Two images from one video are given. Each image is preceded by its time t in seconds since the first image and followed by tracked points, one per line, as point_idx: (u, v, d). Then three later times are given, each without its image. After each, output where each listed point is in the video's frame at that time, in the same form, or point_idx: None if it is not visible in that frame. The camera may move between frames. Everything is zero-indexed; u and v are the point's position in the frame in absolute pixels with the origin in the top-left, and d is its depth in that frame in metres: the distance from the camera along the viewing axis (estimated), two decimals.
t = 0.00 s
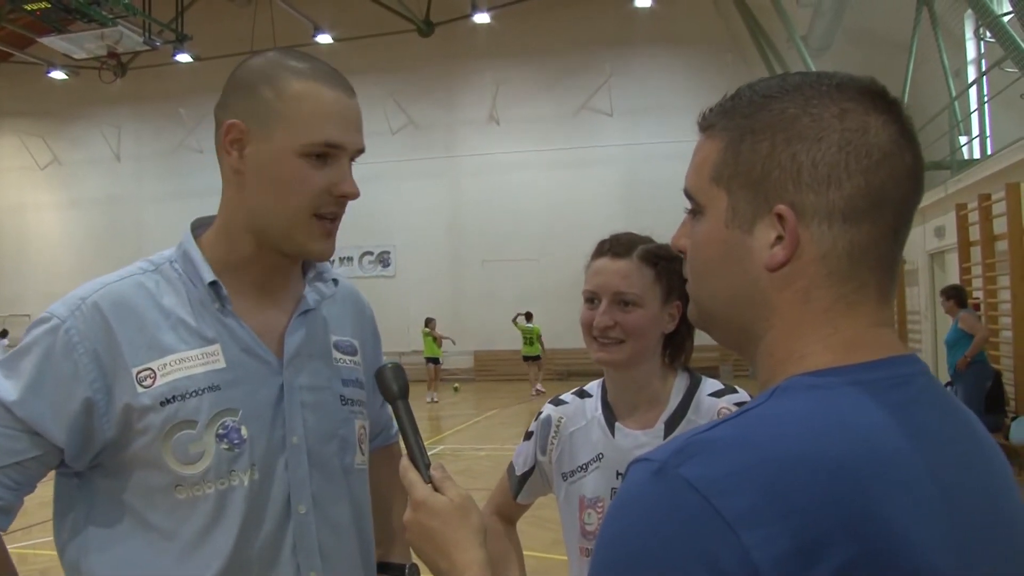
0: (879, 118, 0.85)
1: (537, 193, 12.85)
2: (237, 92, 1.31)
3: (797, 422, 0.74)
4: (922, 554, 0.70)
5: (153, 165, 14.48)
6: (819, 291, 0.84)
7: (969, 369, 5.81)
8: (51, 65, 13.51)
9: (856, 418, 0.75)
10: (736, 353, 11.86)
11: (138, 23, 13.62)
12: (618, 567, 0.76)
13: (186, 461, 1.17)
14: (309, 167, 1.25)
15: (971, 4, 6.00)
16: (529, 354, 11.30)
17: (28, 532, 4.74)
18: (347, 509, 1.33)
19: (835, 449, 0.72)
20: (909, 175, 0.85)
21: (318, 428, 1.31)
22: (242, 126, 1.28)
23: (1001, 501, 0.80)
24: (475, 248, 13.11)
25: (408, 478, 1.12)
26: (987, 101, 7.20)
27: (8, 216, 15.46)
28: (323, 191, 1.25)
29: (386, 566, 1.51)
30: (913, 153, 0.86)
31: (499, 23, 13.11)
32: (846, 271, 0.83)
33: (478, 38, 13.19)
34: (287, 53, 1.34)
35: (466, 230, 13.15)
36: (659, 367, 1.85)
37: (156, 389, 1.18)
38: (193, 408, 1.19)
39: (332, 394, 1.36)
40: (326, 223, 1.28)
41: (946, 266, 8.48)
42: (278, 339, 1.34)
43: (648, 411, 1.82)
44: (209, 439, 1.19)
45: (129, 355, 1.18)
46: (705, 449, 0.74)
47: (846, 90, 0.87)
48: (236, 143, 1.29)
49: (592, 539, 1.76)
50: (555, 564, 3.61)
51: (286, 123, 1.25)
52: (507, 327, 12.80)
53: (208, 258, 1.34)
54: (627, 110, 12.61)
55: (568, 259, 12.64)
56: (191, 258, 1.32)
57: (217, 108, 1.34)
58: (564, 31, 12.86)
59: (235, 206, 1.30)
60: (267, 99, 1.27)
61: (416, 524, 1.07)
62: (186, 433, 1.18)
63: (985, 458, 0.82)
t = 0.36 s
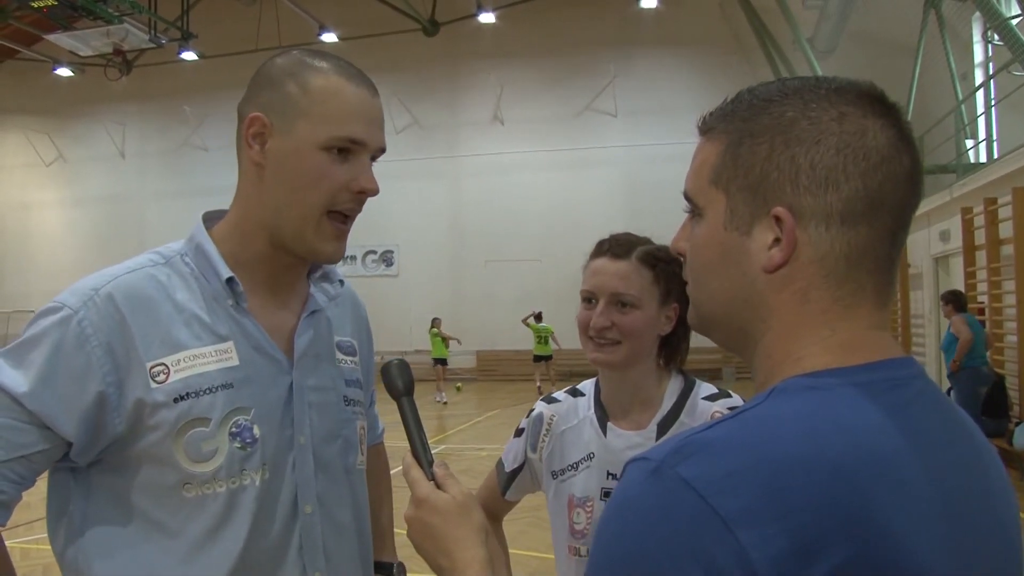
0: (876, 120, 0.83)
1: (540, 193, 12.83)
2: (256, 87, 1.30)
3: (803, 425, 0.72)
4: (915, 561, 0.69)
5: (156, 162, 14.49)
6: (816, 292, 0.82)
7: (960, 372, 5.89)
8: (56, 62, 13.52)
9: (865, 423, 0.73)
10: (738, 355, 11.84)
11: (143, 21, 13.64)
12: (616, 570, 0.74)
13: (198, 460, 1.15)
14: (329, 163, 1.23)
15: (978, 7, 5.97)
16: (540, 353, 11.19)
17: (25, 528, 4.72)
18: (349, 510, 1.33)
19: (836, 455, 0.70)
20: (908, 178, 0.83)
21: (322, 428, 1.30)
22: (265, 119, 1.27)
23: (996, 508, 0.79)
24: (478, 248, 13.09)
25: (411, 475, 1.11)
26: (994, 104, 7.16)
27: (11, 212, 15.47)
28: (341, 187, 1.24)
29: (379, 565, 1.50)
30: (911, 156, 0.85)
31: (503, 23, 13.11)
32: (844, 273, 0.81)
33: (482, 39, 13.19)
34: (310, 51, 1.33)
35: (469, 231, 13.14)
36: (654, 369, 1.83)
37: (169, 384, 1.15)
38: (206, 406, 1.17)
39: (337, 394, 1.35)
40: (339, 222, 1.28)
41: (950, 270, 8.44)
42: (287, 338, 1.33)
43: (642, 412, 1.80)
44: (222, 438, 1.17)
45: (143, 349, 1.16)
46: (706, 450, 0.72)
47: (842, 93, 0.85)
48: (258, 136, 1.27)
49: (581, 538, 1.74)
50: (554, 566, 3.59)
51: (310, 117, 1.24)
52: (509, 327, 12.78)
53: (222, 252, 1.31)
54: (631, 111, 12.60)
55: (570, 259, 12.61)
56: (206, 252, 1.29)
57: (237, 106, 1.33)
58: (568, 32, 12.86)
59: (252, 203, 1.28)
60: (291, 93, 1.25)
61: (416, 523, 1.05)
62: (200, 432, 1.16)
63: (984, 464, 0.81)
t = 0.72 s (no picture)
0: (885, 118, 0.84)
1: (543, 189, 12.82)
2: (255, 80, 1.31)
3: (809, 420, 0.72)
4: (917, 557, 0.69)
5: (159, 155, 14.50)
6: (823, 289, 0.82)
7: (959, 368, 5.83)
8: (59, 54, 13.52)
9: (870, 420, 0.74)
10: (740, 351, 11.86)
11: (146, 14, 13.63)
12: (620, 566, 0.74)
13: (201, 451, 1.15)
14: (310, 147, 1.24)
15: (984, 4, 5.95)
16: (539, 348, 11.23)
17: (29, 519, 4.74)
18: (351, 504, 1.33)
19: (841, 452, 0.70)
20: (916, 176, 0.83)
21: (326, 422, 1.31)
22: (255, 111, 1.28)
23: (997, 506, 0.79)
24: (480, 243, 13.08)
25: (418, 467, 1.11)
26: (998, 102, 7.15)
27: (14, 205, 15.49)
28: (324, 171, 1.23)
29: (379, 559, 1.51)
30: (918, 154, 0.85)
31: (507, 18, 13.08)
32: (851, 270, 0.82)
33: (486, 34, 13.17)
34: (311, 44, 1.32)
35: (471, 225, 13.13)
36: (644, 365, 1.84)
37: (175, 376, 1.16)
38: (212, 399, 1.18)
39: (342, 390, 1.36)
40: (333, 207, 1.26)
41: (953, 268, 8.44)
42: (293, 332, 1.33)
43: (631, 407, 1.80)
44: (226, 430, 1.17)
45: (150, 341, 1.16)
46: (715, 445, 0.72)
47: (851, 91, 0.85)
48: (249, 128, 1.29)
49: (565, 530, 1.73)
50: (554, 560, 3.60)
51: (291, 106, 1.24)
52: (511, 322, 12.78)
53: (230, 245, 1.31)
54: (634, 107, 12.58)
55: (572, 254, 12.60)
56: (214, 245, 1.29)
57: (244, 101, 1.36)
58: (572, 28, 12.84)
59: (253, 194, 1.28)
60: (276, 83, 1.26)
61: (424, 513, 1.06)
62: (205, 423, 1.16)
63: (987, 463, 0.81)
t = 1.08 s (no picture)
0: (884, 121, 0.85)
1: (533, 187, 12.82)
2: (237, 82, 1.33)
3: (808, 419, 0.73)
4: (912, 555, 0.70)
5: (148, 154, 14.44)
6: (821, 288, 0.83)
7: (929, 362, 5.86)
8: (47, 52, 13.46)
9: (867, 418, 0.74)
10: (730, 349, 11.91)
11: (133, 11, 13.58)
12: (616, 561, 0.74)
13: (182, 446, 1.15)
14: (205, 144, 1.25)
15: (971, 3, 5.98)
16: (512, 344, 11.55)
17: (20, 519, 4.72)
18: (341, 506, 1.32)
19: (838, 451, 0.71)
20: (915, 177, 0.84)
21: (317, 423, 1.30)
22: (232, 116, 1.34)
23: (990, 504, 0.80)
24: (471, 241, 13.07)
25: (415, 462, 1.10)
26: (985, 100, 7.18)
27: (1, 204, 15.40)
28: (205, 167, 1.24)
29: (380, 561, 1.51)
30: (917, 157, 0.86)
31: (497, 16, 13.08)
32: (848, 268, 0.82)
33: (476, 32, 13.17)
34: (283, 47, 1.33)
35: (462, 224, 13.13)
36: (622, 364, 1.85)
37: (160, 371, 1.15)
38: (194, 394, 1.17)
39: (334, 391, 1.34)
40: (226, 201, 1.24)
41: (941, 265, 8.49)
42: (284, 331, 1.32)
43: (606, 406, 1.81)
44: (208, 425, 1.17)
45: (138, 335, 1.15)
46: (715, 439, 0.73)
47: (852, 92, 0.86)
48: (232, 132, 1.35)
49: (540, 527, 1.73)
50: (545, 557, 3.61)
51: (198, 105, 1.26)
52: (502, 321, 12.79)
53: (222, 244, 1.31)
54: (625, 105, 12.59)
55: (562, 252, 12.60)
56: (207, 245, 1.29)
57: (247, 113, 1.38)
58: (562, 26, 12.85)
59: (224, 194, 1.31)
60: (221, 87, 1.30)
61: (421, 508, 1.07)
62: (186, 418, 1.16)
63: (979, 462, 0.82)
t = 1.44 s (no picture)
0: (900, 129, 0.83)
1: (542, 190, 12.81)
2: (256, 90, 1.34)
3: (829, 425, 0.72)
4: (934, 562, 0.69)
5: (159, 155, 14.49)
6: (839, 294, 0.82)
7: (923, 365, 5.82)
8: (60, 55, 13.54)
9: (887, 425, 0.73)
10: (740, 353, 11.88)
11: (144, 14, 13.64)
12: (639, 565, 0.73)
13: (187, 441, 1.15)
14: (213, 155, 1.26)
15: (984, 8, 5.95)
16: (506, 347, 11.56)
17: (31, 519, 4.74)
18: (347, 509, 1.29)
19: (855, 461, 0.70)
20: (932, 183, 0.83)
21: (324, 423, 1.27)
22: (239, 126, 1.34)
23: (1010, 514, 0.78)
24: (480, 245, 13.06)
25: (432, 464, 1.10)
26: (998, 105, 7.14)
27: (14, 205, 15.50)
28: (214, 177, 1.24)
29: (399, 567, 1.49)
30: (936, 164, 0.84)
31: (507, 20, 13.09)
32: (865, 276, 0.82)
33: (486, 35, 13.19)
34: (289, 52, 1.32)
35: (471, 227, 13.13)
36: (627, 369, 1.84)
37: (167, 367, 1.16)
38: (198, 390, 1.17)
39: (346, 393, 1.31)
40: (237, 208, 1.24)
41: (952, 271, 8.44)
42: (294, 330, 1.31)
43: (611, 411, 1.81)
44: (210, 421, 1.16)
45: (146, 334, 1.16)
46: (732, 444, 0.72)
47: (869, 101, 0.85)
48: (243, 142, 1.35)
49: (542, 531, 1.72)
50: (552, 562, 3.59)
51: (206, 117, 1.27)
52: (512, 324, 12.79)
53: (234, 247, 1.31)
54: (634, 109, 12.58)
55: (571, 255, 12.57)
56: (219, 248, 1.29)
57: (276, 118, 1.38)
58: (572, 29, 12.84)
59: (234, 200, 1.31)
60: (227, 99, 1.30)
61: (438, 511, 1.06)
62: (190, 414, 1.15)
63: (997, 470, 0.81)
